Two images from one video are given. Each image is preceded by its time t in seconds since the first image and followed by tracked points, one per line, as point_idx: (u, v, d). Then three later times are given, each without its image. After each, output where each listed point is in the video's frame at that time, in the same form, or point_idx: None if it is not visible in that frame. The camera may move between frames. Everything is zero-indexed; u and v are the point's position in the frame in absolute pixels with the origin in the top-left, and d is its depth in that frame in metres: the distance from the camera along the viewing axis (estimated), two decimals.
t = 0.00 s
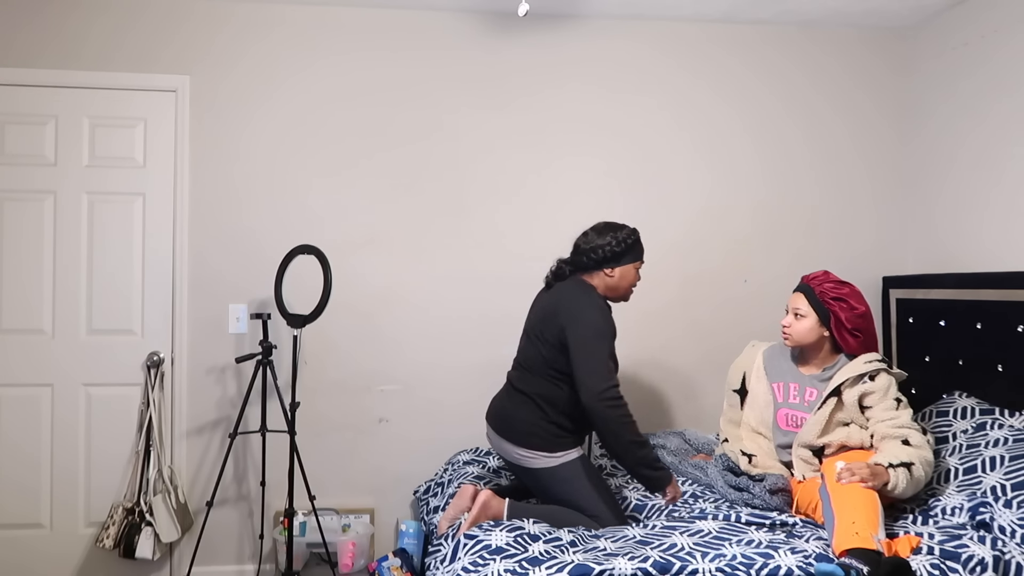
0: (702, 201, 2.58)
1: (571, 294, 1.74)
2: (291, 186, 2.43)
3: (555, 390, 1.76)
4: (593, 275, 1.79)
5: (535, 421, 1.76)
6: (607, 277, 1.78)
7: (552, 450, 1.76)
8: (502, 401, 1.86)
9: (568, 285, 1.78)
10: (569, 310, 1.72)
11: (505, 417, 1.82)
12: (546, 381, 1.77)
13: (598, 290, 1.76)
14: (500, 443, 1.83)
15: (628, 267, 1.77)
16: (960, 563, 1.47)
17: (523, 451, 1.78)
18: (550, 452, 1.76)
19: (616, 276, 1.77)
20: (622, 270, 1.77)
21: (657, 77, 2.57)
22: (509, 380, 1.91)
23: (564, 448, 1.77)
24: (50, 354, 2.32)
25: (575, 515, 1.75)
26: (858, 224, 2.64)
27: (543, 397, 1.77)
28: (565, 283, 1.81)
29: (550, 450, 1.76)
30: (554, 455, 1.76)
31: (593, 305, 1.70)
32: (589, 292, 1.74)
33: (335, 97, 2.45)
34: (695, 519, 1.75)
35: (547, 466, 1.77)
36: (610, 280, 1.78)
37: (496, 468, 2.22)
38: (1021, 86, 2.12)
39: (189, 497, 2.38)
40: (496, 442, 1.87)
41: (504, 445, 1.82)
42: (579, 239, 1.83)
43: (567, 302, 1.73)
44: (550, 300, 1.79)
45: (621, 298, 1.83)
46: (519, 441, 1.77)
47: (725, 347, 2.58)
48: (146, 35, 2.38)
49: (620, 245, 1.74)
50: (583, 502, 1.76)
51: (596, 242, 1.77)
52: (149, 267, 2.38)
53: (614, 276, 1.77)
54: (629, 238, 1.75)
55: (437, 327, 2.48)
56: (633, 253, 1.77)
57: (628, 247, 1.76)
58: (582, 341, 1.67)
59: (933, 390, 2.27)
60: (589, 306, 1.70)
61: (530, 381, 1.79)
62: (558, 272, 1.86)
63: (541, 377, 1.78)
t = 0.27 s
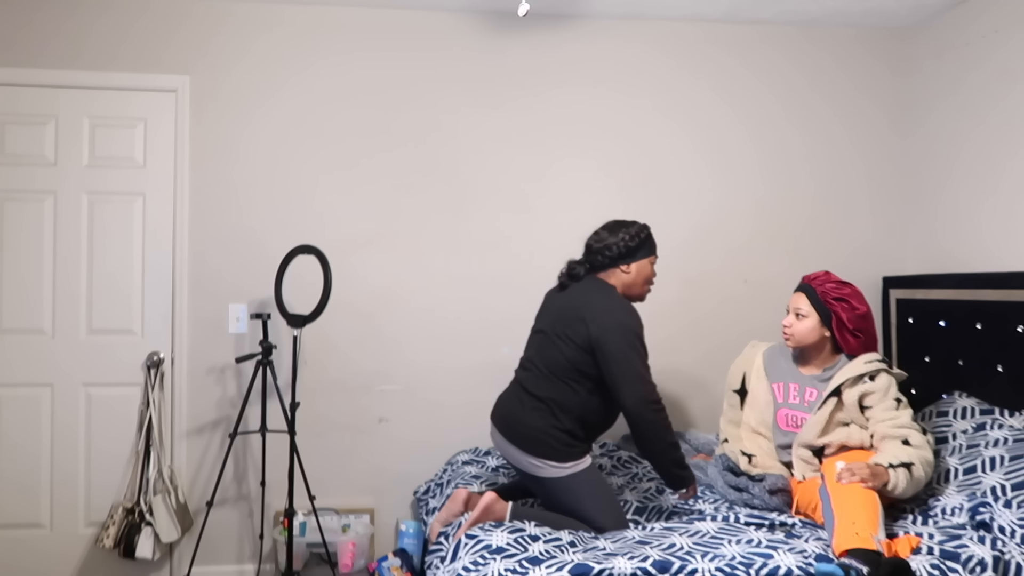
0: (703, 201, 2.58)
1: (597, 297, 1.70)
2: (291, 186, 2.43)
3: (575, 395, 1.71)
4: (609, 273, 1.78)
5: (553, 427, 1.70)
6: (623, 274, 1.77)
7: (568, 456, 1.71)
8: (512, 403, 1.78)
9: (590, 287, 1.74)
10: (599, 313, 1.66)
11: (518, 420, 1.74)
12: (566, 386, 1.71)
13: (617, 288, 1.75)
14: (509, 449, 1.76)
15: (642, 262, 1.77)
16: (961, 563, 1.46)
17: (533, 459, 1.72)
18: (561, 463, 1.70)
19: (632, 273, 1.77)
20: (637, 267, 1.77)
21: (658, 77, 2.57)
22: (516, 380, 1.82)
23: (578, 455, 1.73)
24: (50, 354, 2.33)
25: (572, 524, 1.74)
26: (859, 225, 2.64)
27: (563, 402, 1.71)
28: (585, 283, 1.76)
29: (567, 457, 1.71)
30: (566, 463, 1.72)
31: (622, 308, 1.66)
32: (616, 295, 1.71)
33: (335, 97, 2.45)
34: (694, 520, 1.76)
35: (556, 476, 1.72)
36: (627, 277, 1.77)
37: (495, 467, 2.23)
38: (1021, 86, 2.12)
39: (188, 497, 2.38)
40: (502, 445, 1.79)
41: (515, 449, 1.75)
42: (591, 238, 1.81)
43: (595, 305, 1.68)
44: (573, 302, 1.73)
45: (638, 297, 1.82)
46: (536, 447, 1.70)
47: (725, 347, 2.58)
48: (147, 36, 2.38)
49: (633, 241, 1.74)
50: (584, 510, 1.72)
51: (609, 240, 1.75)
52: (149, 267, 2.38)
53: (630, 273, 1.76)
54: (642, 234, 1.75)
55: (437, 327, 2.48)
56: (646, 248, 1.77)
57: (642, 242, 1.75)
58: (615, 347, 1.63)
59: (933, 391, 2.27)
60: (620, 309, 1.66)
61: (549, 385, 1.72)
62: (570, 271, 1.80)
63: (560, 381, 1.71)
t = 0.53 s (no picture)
0: (703, 201, 2.58)
1: (634, 304, 1.72)
2: (291, 186, 2.43)
3: (605, 401, 1.70)
4: (626, 280, 1.83)
5: (581, 436, 1.67)
6: (640, 281, 1.83)
7: (593, 464, 1.69)
8: (537, 407, 1.71)
9: (623, 294, 1.75)
10: (641, 321, 1.69)
11: (546, 425, 1.67)
12: (598, 392, 1.69)
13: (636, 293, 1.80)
14: (529, 455, 1.69)
15: (656, 268, 1.84)
16: (961, 563, 1.46)
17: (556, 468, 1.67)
18: (584, 472, 1.68)
19: (647, 279, 1.83)
20: (651, 273, 1.84)
21: (657, 77, 2.57)
22: (536, 383, 1.75)
23: (595, 465, 1.70)
24: (50, 354, 2.33)
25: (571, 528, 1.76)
26: (859, 225, 2.64)
27: (593, 408, 1.69)
28: (616, 290, 1.77)
29: (591, 464, 1.69)
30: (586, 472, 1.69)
31: (661, 317, 1.71)
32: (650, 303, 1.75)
33: (335, 96, 2.45)
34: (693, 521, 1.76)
35: (577, 485, 1.68)
36: (643, 283, 1.83)
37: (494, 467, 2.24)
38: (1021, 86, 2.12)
39: (188, 497, 2.38)
40: (522, 450, 1.71)
41: (541, 456, 1.67)
42: (601, 245, 1.87)
43: (635, 312, 1.70)
44: (608, 307, 1.73)
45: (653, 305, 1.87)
46: (566, 454, 1.65)
47: (725, 347, 2.58)
48: (147, 36, 2.38)
49: (646, 246, 1.82)
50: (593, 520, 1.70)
51: (623, 248, 1.82)
52: (149, 267, 2.38)
53: (646, 279, 1.83)
54: (653, 240, 1.83)
55: (437, 327, 2.48)
56: (657, 256, 1.85)
57: (653, 249, 1.84)
58: (658, 355, 1.68)
59: (933, 391, 2.27)
60: (659, 318, 1.70)
61: (581, 390, 1.69)
62: (587, 277, 1.81)
63: (593, 386, 1.69)
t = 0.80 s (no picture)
0: (703, 201, 2.58)
1: (638, 316, 1.73)
2: (291, 186, 2.43)
3: (602, 408, 1.70)
4: (637, 296, 1.83)
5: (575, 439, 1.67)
6: (650, 298, 1.82)
7: (585, 469, 1.69)
8: (532, 408, 1.72)
9: (628, 305, 1.77)
10: (642, 330, 1.70)
11: (541, 426, 1.68)
12: (595, 398, 1.70)
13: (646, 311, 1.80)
14: (522, 456, 1.69)
15: (667, 286, 1.84)
16: (961, 563, 1.46)
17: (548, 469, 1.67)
18: (576, 475, 1.67)
19: (658, 296, 1.83)
20: (662, 291, 1.83)
21: (657, 77, 2.57)
22: (534, 384, 1.76)
23: (590, 468, 1.70)
24: (50, 354, 2.32)
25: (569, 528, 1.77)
26: (859, 225, 2.64)
27: (590, 415, 1.69)
28: (622, 301, 1.78)
29: (583, 469, 1.68)
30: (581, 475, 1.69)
31: (665, 331, 1.71)
32: (655, 317, 1.75)
33: (335, 96, 2.45)
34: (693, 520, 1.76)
35: (569, 488, 1.69)
36: (653, 300, 1.83)
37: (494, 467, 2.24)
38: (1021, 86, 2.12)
39: (188, 497, 2.38)
40: (514, 449, 1.71)
41: (532, 456, 1.68)
42: (613, 260, 1.87)
43: (639, 324, 1.71)
44: (613, 317, 1.74)
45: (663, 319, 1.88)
46: (558, 456, 1.65)
47: (725, 346, 2.58)
48: (148, 36, 2.38)
49: (659, 264, 1.81)
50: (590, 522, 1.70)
51: (635, 264, 1.82)
52: (148, 267, 2.38)
53: (656, 296, 1.82)
54: (665, 258, 1.82)
55: (437, 327, 2.48)
56: (670, 273, 1.84)
57: (667, 267, 1.83)
58: (659, 369, 1.68)
59: (933, 390, 2.27)
60: (663, 332, 1.70)
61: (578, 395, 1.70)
62: (595, 288, 1.82)
63: (591, 393, 1.70)
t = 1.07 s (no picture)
0: (703, 201, 2.58)
1: (627, 315, 1.74)
2: (292, 186, 2.43)
3: (591, 406, 1.71)
4: (631, 297, 1.83)
5: (563, 436, 1.69)
6: (645, 299, 1.82)
7: (574, 466, 1.69)
8: (522, 407, 1.74)
9: (618, 305, 1.78)
10: (630, 330, 1.71)
11: (529, 421, 1.71)
12: (583, 395, 1.71)
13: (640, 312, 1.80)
14: (512, 453, 1.71)
15: (663, 287, 1.83)
16: (961, 563, 1.46)
17: (537, 466, 1.68)
18: (565, 471, 1.68)
19: (653, 298, 1.82)
20: (658, 292, 1.82)
21: (658, 78, 2.57)
22: (525, 383, 1.79)
23: (580, 466, 1.71)
24: (50, 354, 2.33)
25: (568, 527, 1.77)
26: (859, 225, 2.64)
27: (578, 412, 1.71)
28: (613, 301, 1.80)
29: (572, 465, 1.69)
30: (571, 472, 1.70)
31: (653, 330, 1.71)
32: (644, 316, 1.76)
33: (335, 96, 2.45)
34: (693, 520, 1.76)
35: (560, 484, 1.69)
36: (649, 301, 1.82)
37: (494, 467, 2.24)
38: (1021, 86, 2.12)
39: (189, 497, 2.38)
40: (504, 446, 1.74)
41: (520, 451, 1.70)
42: (610, 261, 1.87)
43: (627, 323, 1.72)
44: (602, 317, 1.76)
45: (659, 320, 1.87)
46: (545, 451, 1.67)
47: (725, 346, 2.58)
48: (148, 36, 2.38)
49: (654, 266, 1.80)
50: (590, 522, 1.70)
51: (630, 265, 1.81)
52: (149, 267, 2.38)
53: (651, 297, 1.82)
54: (662, 259, 1.81)
55: (437, 327, 2.48)
56: (667, 274, 1.83)
57: (663, 268, 1.81)
58: (646, 367, 1.68)
59: (933, 390, 2.27)
60: (651, 330, 1.71)
61: (567, 392, 1.72)
62: (589, 289, 1.84)
63: (579, 390, 1.71)
